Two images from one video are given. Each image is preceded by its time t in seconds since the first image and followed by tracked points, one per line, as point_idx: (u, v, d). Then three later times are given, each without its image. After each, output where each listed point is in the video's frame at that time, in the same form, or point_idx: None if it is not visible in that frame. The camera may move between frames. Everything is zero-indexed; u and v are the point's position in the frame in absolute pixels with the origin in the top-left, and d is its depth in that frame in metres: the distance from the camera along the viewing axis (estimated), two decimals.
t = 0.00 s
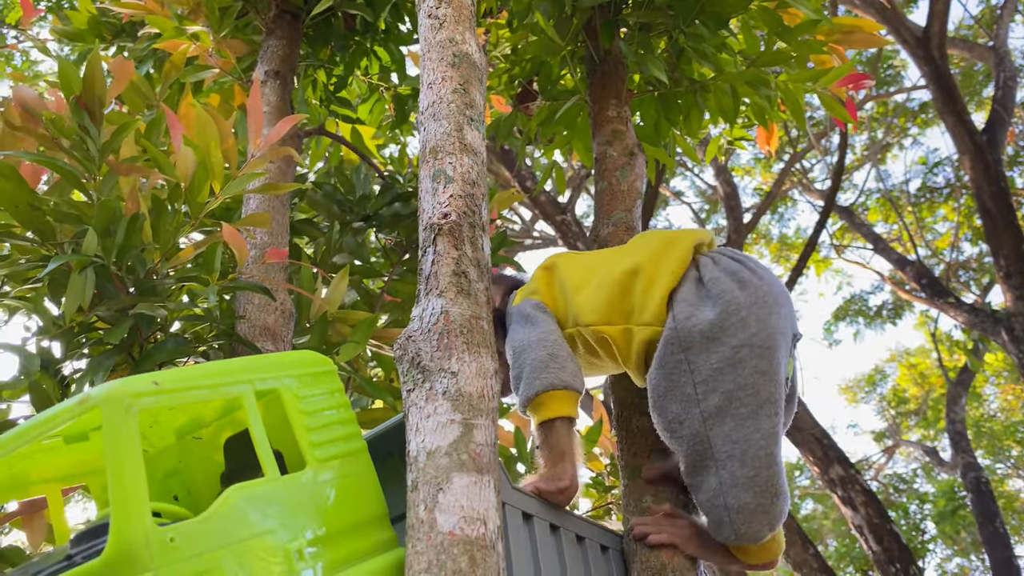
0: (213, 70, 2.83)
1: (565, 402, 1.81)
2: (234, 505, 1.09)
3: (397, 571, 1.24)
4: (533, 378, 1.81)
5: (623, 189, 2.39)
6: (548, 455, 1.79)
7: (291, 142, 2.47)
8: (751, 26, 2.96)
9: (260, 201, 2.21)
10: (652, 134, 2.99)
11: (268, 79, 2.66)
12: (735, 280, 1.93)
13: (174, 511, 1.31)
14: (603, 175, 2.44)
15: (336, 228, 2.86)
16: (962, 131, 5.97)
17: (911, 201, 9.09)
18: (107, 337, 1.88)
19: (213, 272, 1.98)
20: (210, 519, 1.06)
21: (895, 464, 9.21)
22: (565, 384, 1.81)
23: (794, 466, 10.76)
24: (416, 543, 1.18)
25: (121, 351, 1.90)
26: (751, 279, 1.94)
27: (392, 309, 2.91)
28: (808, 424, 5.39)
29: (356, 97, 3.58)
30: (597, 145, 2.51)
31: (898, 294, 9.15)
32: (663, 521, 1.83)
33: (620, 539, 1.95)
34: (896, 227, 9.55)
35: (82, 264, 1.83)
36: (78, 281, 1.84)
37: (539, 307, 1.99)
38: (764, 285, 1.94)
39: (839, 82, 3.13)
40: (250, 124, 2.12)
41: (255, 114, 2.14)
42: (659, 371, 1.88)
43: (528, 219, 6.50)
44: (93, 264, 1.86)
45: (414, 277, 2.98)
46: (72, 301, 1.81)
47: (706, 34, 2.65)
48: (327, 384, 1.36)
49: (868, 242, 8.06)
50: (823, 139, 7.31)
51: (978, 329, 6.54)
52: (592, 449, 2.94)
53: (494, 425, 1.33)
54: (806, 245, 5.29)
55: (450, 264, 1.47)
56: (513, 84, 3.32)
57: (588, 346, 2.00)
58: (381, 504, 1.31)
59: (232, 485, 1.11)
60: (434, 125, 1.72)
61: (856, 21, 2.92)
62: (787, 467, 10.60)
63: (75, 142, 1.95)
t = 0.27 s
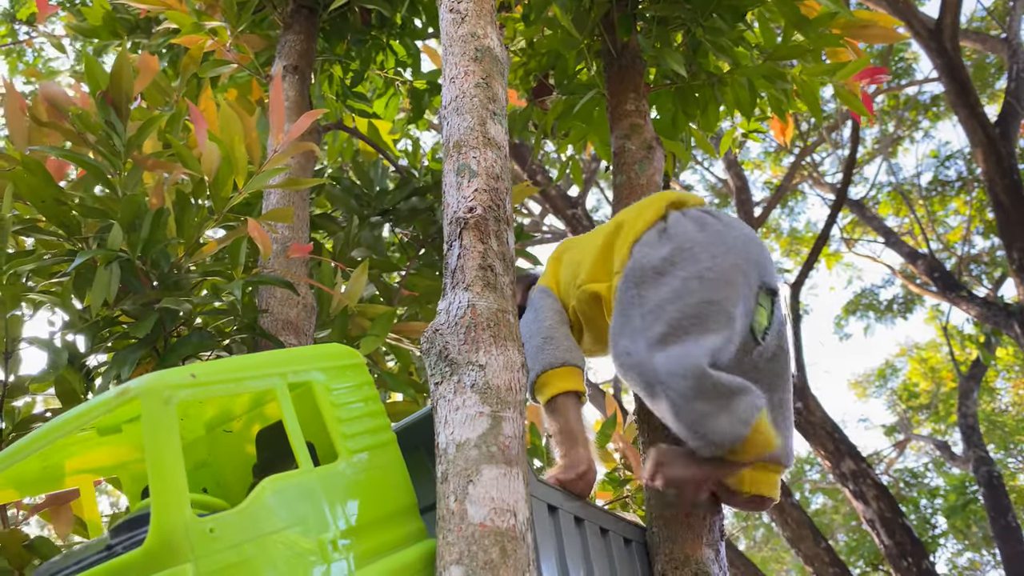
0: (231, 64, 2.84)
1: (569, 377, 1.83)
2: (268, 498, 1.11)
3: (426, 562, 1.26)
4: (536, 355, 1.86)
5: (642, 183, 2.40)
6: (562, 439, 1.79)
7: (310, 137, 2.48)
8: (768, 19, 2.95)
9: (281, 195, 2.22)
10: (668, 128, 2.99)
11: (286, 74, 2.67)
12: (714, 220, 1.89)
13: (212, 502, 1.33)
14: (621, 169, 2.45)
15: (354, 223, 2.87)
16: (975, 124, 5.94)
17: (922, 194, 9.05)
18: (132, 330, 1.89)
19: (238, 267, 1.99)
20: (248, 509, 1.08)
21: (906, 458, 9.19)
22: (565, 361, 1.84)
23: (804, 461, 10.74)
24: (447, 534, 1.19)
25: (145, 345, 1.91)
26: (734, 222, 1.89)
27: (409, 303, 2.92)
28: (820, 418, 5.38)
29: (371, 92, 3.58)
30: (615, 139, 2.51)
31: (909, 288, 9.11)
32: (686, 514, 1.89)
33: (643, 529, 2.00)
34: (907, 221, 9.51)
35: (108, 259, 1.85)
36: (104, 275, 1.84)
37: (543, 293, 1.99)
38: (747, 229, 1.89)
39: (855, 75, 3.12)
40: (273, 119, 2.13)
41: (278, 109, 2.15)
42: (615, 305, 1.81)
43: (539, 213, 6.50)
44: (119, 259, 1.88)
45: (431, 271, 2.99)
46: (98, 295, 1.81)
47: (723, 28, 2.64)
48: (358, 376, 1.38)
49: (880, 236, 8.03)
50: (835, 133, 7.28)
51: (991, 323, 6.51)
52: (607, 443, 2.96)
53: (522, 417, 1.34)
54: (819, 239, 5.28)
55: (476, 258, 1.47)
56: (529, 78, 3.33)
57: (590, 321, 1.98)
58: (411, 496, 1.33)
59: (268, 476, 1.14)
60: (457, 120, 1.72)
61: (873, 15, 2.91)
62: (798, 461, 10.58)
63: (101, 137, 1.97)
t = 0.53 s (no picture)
0: (248, 62, 2.85)
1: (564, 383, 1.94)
2: (298, 495, 1.13)
3: (451, 558, 1.27)
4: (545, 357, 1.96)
5: (659, 179, 2.40)
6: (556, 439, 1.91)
7: (328, 135, 2.49)
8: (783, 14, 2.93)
9: (300, 193, 2.23)
10: (684, 124, 2.98)
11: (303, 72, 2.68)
12: (672, 237, 1.96)
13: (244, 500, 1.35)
14: (638, 165, 2.45)
15: (370, 220, 2.87)
16: (988, 118, 5.90)
17: (934, 189, 8.99)
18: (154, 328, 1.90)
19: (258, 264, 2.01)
20: (278, 506, 1.10)
21: (917, 454, 9.15)
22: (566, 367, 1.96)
23: (815, 456, 10.71)
24: (473, 530, 1.20)
25: (168, 342, 1.93)
26: (693, 238, 1.95)
27: (425, 300, 2.93)
28: (832, 413, 5.37)
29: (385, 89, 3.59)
30: (632, 135, 2.51)
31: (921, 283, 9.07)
32: (706, 511, 1.97)
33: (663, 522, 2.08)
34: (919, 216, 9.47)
35: (131, 257, 1.86)
36: (127, 273, 1.86)
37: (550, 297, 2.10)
38: (705, 243, 1.94)
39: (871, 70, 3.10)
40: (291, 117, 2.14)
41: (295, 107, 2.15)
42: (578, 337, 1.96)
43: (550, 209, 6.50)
44: (141, 257, 1.89)
45: (446, 268, 3.00)
46: (121, 292, 1.83)
47: (738, 23, 2.63)
48: (382, 373, 1.40)
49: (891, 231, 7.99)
50: (847, 128, 7.24)
51: (1004, 319, 6.47)
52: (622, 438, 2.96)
53: (545, 414, 1.35)
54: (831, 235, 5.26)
55: (498, 255, 1.48)
56: (542, 75, 3.33)
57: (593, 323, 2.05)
58: (436, 492, 1.35)
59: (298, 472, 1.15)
60: (477, 117, 1.73)
61: (889, 10, 2.89)
62: (809, 456, 10.56)
63: (121, 136, 1.99)
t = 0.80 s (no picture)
0: (260, 61, 2.85)
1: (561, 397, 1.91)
2: (317, 493, 1.14)
3: (468, 557, 1.28)
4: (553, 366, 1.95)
5: (672, 176, 2.39)
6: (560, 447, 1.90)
7: (341, 134, 2.50)
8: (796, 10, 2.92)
9: (314, 192, 2.23)
10: (696, 121, 2.97)
11: (315, 71, 2.69)
12: (649, 257, 1.98)
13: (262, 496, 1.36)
14: (651, 163, 2.44)
15: (383, 218, 2.88)
16: (1000, 114, 5.85)
17: (946, 185, 8.93)
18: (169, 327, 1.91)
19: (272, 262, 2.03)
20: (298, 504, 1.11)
21: (929, 452, 9.10)
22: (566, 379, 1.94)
23: (826, 454, 10.67)
24: (491, 528, 1.21)
25: (183, 341, 1.94)
26: (670, 257, 1.96)
27: (438, 298, 2.93)
28: (843, 411, 5.34)
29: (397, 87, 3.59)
30: (645, 133, 2.51)
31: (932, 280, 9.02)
32: (721, 509, 1.96)
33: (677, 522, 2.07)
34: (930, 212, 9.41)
35: (146, 257, 1.87)
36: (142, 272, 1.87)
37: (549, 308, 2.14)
38: (683, 260, 1.95)
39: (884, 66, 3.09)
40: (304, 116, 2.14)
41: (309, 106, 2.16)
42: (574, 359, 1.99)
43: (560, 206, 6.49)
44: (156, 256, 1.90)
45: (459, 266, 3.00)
46: (136, 291, 1.84)
47: (751, 20, 2.62)
48: (399, 371, 1.40)
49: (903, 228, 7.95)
50: (858, 124, 7.20)
51: (1016, 316, 6.43)
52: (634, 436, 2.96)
53: (562, 413, 1.35)
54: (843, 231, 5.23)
55: (514, 254, 1.48)
56: (554, 72, 3.32)
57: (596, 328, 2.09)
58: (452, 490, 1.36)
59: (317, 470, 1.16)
60: (492, 116, 1.73)
61: (902, 6, 2.87)
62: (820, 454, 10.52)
63: (137, 137, 2.00)
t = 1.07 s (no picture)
0: (271, 61, 2.86)
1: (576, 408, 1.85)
2: (331, 490, 1.15)
3: (483, 552, 1.28)
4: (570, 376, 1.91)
5: (683, 174, 2.39)
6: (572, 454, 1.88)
7: (352, 133, 2.50)
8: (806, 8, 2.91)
9: (325, 191, 2.24)
10: (706, 119, 2.97)
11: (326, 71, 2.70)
12: (638, 238, 2.04)
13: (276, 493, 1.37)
14: (661, 161, 2.44)
15: (393, 217, 2.89)
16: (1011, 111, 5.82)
17: (956, 183, 8.89)
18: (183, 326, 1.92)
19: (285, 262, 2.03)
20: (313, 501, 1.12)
21: (940, 451, 9.06)
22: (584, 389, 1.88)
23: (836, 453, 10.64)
24: (505, 525, 1.21)
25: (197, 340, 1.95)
26: (659, 235, 2.03)
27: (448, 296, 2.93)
28: (853, 410, 5.33)
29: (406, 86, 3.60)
30: (655, 131, 2.51)
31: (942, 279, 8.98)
32: (732, 506, 1.96)
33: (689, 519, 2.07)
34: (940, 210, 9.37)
35: (160, 256, 1.88)
36: (156, 271, 1.88)
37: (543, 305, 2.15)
38: (671, 237, 2.03)
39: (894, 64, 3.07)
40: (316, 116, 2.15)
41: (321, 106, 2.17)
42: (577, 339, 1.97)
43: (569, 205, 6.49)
44: (170, 255, 1.91)
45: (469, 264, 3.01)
46: (150, 290, 1.85)
47: (761, 18, 2.62)
48: (412, 369, 1.41)
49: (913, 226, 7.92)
50: (868, 122, 7.17)
51: None
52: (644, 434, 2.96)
53: (575, 410, 1.35)
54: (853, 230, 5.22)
55: (526, 252, 1.48)
56: (563, 71, 3.32)
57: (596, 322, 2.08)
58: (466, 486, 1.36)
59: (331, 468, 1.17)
60: (503, 114, 1.73)
61: (913, 4, 2.86)
62: (830, 453, 10.49)
63: (152, 136, 2.01)
